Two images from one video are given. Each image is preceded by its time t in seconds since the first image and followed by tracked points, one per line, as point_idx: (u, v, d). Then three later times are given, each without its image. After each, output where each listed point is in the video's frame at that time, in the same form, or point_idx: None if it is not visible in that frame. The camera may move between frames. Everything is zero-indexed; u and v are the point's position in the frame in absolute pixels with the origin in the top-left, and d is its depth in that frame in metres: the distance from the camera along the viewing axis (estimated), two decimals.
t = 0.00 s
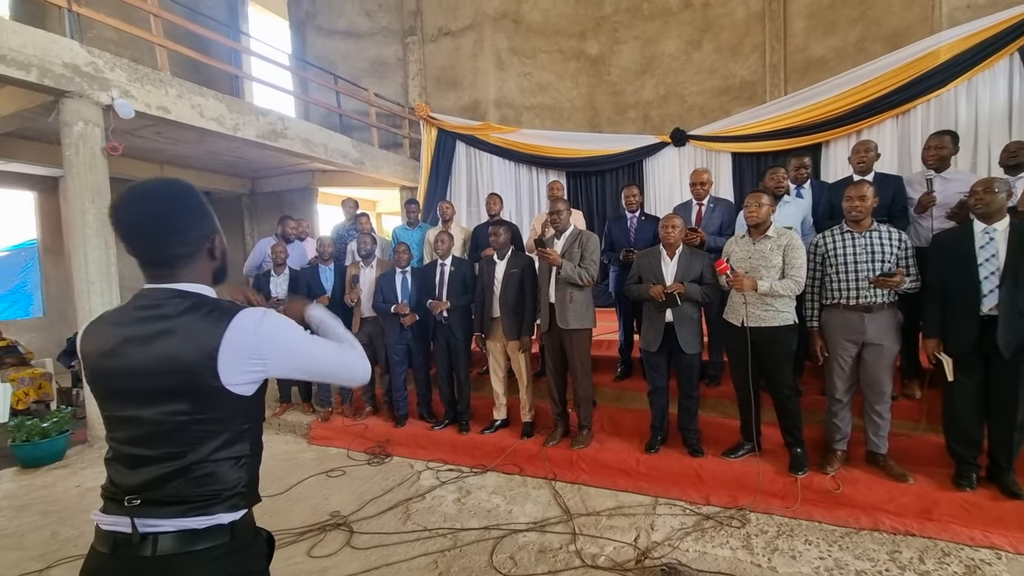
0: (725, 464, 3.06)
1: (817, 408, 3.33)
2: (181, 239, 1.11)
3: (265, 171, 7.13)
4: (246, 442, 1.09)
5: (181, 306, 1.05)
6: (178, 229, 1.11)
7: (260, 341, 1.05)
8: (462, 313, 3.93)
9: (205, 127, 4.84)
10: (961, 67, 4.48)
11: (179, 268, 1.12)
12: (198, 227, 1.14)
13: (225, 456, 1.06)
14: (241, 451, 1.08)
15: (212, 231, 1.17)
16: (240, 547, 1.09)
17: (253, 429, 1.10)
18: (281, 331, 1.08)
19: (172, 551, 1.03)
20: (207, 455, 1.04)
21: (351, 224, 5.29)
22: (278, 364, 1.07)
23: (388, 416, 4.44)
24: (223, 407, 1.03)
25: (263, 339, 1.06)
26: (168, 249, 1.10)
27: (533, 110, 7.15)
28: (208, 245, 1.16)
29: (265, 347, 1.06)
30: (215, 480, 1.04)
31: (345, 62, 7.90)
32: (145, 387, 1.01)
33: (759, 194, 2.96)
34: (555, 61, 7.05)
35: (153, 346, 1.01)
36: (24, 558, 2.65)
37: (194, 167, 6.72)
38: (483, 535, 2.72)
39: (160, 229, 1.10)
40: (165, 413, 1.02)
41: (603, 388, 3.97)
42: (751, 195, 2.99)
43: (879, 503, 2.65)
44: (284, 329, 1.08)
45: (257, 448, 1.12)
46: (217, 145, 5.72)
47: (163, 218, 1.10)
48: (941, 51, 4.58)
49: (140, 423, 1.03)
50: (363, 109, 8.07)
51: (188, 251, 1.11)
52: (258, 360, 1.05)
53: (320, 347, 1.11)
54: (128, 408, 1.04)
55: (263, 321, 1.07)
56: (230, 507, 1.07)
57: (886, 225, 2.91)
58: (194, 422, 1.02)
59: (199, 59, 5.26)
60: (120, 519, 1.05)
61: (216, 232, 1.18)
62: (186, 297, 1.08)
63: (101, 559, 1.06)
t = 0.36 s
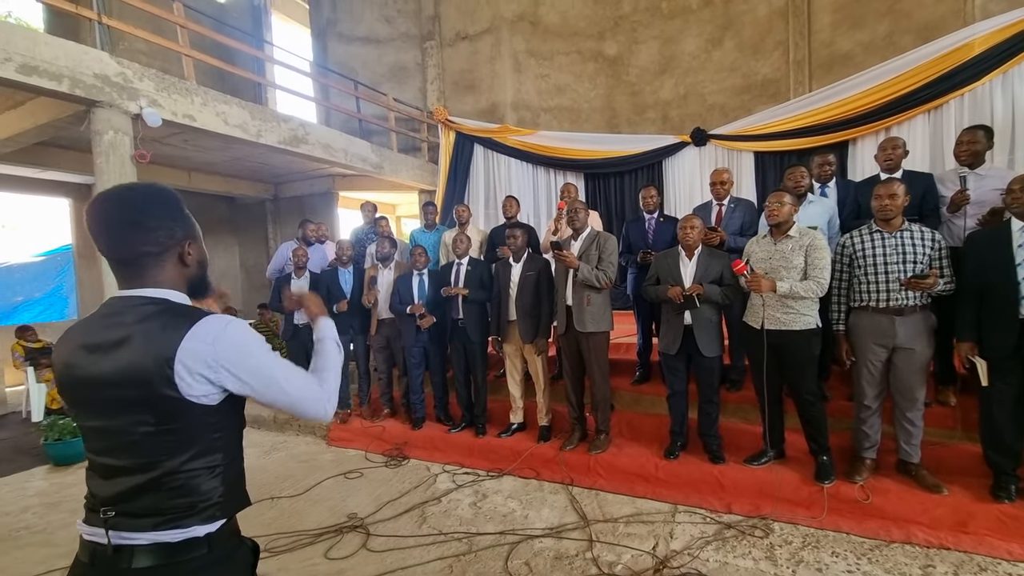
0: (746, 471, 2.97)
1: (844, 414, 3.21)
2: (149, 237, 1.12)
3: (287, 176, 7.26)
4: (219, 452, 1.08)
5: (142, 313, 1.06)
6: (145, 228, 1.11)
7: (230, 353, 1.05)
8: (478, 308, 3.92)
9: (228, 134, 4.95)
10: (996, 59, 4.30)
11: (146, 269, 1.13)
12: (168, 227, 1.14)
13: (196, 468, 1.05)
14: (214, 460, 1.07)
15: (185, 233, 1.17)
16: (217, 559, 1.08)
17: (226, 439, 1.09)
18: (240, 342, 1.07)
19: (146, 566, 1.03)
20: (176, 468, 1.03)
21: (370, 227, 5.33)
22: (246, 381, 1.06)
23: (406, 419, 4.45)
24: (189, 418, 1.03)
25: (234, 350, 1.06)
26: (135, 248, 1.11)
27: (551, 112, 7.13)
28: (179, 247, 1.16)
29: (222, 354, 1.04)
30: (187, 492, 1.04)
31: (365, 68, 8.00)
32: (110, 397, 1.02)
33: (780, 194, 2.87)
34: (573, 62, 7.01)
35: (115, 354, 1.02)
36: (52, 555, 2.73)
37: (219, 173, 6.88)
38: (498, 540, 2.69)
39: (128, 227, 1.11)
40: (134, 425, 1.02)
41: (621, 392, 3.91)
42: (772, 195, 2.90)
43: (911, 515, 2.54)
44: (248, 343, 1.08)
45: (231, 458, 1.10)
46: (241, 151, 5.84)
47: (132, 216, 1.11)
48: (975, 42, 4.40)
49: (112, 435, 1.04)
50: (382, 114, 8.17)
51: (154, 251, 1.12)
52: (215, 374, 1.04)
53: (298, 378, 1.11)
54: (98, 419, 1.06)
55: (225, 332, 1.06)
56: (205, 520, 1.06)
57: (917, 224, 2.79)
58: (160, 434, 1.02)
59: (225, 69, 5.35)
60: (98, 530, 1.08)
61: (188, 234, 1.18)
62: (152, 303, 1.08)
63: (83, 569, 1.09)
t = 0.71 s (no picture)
0: (746, 473, 2.96)
1: (845, 416, 3.20)
2: (122, 239, 1.10)
3: (288, 177, 7.27)
4: (191, 460, 1.07)
5: (121, 312, 1.06)
6: (117, 229, 1.10)
7: (207, 347, 1.04)
8: (479, 313, 3.91)
9: (229, 134, 4.95)
10: (998, 62, 4.29)
11: (121, 272, 1.12)
12: (140, 228, 1.12)
13: (166, 477, 1.04)
14: (187, 468, 1.07)
15: (159, 233, 1.16)
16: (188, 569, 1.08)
17: (198, 448, 1.08)
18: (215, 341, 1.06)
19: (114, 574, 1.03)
20: (145, 476, 1.02)
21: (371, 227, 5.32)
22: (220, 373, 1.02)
23: (405, 420, 4.44)
24: (160, 426, 1.02)
25: (212, 345, 1.05)
26: (108, 250, 1.10)
27: (553, 113, 7.12)
28: (154, 247, 1.15)
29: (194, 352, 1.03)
30: (157, 501, 1.04)
31: (367, 69, 8.01)
32: (81, 402, 1.02)
33: (778, 196, 2.86)
34: (575, 63, 7.01)
35: (88, 358, 1.02)
36: (49, 555, 2.72)
37: (220, 173, 6.88)
38: (497, 542, 2.68)
39: (99, 229, 1.10)
40: (104, 430, 1.02)
41: (621, 394, 3.90)
42: (770, 197, 2.89)
43: (912, 518, 2.52)
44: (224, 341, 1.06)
45: (204, 466, 1.10)
46: (242, 152, 5.84)
47: (103, 217, 1.10)
48: (978, 44, 4.39)
49: (84, 440, 1.05)
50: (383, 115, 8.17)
51: (127, 252, 1.11)
52: (181, 372, 1.02)
53: (277, 372, 1.04)
54: (70, 422, 1.06)
55: (198, 330, 1.06)
56: (174, 529, 1.06)
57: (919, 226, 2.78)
58: (128, 441, 1.01)
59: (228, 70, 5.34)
60: (70, 535, 1.08)
61: (162, 233, 1.16)
62: (130, 305, 1.08)
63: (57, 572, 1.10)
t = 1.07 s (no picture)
0: (734, 471, 2.99)
1: (831, 415, 3.25)
2: (86, 233, 1.08)
3: (278, 172, 7.20)
4: (172, 457, 1.06)
5: (83, 311, 1.04)
6: (81, 223, 1.08)
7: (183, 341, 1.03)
8: (469, 310, 3.89)
9: (219, 128, 4.89)
10: (983, 68, 4.37)
11: (88, 267, 1.10)
12: (105, 222, 1.10)
13: (146, 475, 1.03)
14: (166, 466, 1.06)
15: (128, 226, 1.13)
16: (172, 567, 1.07)
17: (177, 446, 1.07)
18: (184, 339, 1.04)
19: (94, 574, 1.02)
20: (123, 475, 1.02)
21: (362, 225, 5.29)
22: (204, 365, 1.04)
23: (394, 418, 4.42)
24: (139, 423, 1.01)
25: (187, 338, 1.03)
26: (73, 244, 1.08)
27: (545, 111, 7.13)
28: (121, 240, 1.12)
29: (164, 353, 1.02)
30: (137, 500, 1.03)
31: (358, 65, 7.95)
32: (54, 401, 1.01)
33: (766, 197, 2.90)
34: (567, 62, 7.02)
35: (59, 355, 1.00)
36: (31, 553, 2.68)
37: (209, 168, 6.80)
38: (487, 540, 2.69)
39: (64, 223, 1.08)
40: (78, 430, 1.01)
41: (612, 392, 3.92)
42: (758, 198, 2.92)
43: (896, 515, 2.57)
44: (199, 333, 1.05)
45: (185, 463, 1.09)
46: (232, 147, 5.78)
47: (68, 211, 1.08)
48: (963, 51, 4.46)
49: (59, 440, 1.03)
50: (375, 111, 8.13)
51: (91, 247, 1.08)
52: (159, 371, 1.02)
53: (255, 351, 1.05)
54: (44, 423, 1.05)
55: (167, 325, 1.05)
56: (155, 528, 1.05)
57: (904, 228, 2.83)
58: (104, 440, 1.01)
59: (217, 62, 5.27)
60: (49, 535, 1.07)
61: (130, 225, 1.13)
62: (98, 301, 1.06)
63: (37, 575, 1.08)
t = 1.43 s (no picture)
0: (716, 473, 3.04)
1: (810, 418, 3.32)
2: (49, 232, 1.06)
3: (260, 172, 7.10)
4: (136, 470, 1.05)
5: (54, 314, 1.02)
6: (44, 222, 1.05)
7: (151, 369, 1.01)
8: (455, 314, 3.89)
9: (200, 126, 4.81)
10: (955, 81, 4.53)
11: (52, 270, 1.07)
12: (70, 221, 1.07)
13: (108, 489, 1.02)
14: (130, 479, 1.04)
15: (93, 226, 1.10)
16: None
17: (142, 458, 1.05)
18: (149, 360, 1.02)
19: None
20: (84, 489, 1.00)
21: (346, 226, 5.24)
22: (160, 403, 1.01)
23: (377, 422, 4.38)
24: (102, 435, 1.00)
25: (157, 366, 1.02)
26: (36, 243, 1.05)
27: (531, 116, 7.17)
28: (85, 241, 1.09)
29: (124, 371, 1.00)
30: (99, 514, 1.01)
31: (343, 65, 7.90)
32: (12, 411, 0.99)
33: (749, 204, 2.95)
34: (554, 67, 7.08)
35: (19, 362, 0.98)
36: None
37: (188, 167, 6.67)
38: (472, 544, 2.68)
39: (26, 220, 1.05)
40: (36, 442, 1.00)
41: (596, 395, 3.96)
42: (741, 204, 2.98)
43: (871, 515, 2.63)
44: (172, 363, 1.04)
45: (151, 476, 1.07)
46: (212, 145, 5.68)
47: (31, 208, 1.05)
48: (935, 65, 4.62)
49: (17, 452, 1.02)
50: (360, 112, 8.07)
51: (56, 247, 1.06)
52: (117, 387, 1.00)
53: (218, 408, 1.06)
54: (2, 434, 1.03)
55: (137, 344, 1.02)
56: (119, 541, 1.03)
57: (881, 235, 2.91)
58: (64, 453, 0.99)
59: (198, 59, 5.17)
60: (9, 547, 1.07)
61: (97, 225, 1.11)
62: (64, 306, 1.04)
63: None
